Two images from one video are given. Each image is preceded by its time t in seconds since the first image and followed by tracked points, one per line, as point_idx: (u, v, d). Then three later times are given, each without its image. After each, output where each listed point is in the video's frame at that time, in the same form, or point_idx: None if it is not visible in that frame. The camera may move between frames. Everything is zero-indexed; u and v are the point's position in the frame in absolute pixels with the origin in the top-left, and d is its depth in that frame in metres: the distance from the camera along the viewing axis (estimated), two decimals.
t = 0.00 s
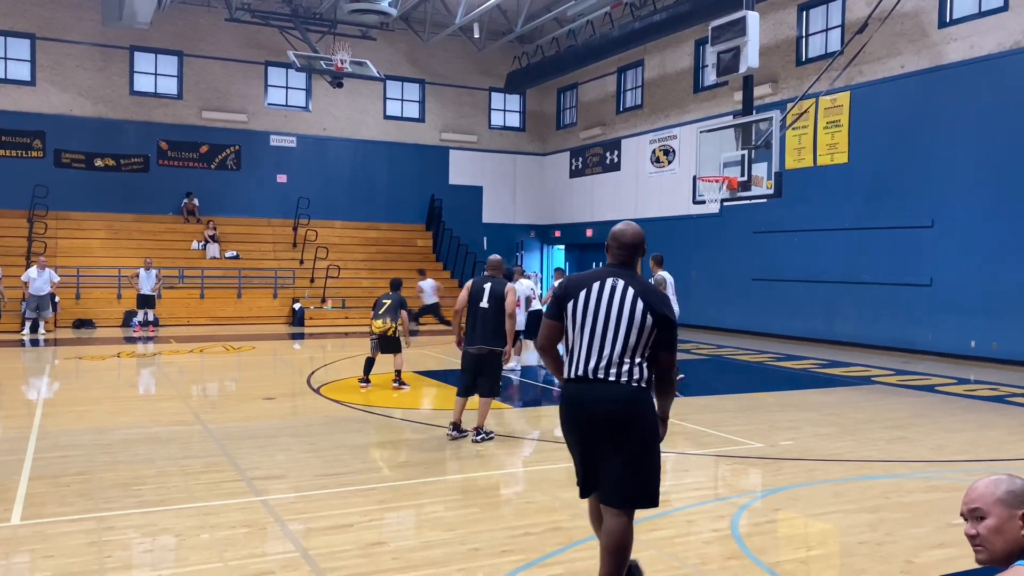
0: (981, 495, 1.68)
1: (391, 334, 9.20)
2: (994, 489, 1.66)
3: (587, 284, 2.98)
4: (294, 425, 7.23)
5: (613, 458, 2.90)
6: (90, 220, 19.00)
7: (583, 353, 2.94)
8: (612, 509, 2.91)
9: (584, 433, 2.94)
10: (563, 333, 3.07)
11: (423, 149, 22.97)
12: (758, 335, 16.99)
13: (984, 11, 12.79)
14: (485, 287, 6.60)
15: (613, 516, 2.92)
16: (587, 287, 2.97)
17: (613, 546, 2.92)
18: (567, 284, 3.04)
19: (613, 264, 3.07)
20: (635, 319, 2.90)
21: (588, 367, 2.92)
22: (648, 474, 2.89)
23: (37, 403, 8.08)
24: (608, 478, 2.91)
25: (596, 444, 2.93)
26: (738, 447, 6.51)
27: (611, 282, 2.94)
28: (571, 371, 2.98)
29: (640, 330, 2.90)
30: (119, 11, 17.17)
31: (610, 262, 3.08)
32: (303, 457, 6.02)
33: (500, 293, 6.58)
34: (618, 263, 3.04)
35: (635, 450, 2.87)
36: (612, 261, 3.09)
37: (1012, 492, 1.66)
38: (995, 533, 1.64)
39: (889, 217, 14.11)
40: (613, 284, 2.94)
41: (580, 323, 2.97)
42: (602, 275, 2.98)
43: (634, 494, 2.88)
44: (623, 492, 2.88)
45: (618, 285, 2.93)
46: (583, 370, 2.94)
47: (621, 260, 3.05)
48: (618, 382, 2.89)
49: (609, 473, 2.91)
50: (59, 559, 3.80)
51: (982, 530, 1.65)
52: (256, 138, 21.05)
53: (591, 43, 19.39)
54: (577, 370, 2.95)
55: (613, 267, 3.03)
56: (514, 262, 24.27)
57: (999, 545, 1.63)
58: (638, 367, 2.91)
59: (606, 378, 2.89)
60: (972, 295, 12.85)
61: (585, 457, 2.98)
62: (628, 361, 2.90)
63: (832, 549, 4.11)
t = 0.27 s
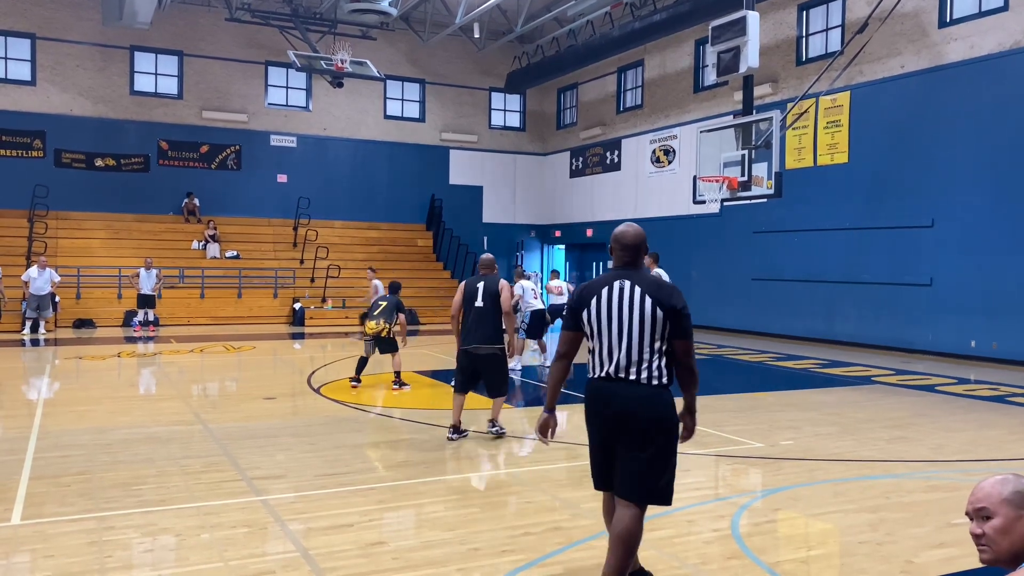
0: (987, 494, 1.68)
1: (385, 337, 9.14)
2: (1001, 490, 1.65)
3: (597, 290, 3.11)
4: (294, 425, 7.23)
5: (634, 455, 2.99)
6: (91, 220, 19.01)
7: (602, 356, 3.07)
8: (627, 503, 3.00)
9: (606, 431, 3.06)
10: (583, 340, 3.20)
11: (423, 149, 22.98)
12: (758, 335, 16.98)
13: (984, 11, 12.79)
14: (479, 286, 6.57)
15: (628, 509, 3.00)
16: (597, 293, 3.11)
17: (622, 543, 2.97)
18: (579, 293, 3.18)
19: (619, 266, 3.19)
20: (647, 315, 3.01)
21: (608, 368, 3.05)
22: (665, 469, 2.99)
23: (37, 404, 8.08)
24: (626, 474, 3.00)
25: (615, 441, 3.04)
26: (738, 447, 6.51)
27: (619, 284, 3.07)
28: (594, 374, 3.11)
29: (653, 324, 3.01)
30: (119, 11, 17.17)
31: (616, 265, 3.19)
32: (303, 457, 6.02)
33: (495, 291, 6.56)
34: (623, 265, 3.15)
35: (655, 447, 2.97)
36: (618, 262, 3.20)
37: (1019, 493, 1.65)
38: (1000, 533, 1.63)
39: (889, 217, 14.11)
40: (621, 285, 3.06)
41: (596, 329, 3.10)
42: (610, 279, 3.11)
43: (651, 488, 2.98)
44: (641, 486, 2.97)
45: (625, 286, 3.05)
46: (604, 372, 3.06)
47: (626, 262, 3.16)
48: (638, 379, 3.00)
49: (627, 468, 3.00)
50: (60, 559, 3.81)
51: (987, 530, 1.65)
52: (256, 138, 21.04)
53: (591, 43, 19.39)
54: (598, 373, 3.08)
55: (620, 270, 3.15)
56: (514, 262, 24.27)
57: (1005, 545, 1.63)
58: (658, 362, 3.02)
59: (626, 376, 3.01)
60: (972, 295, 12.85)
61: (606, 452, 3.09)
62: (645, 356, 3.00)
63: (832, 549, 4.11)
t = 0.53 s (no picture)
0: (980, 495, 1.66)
1: (375, 334, 9.26)
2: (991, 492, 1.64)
3: (606, 290, 3.34)
4: (294, 425, 7.24)
5: (662, 446, 3.20)
6: (90, 219, 19.00)
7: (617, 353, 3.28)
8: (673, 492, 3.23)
9: (631, 428, 3.24)
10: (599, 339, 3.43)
11: (423, 148, 22.97)
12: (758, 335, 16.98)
13: (984, 11, 12.80)
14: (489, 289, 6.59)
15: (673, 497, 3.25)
16: (605, 293, 3.33)
17: (666, 524, 3.26)
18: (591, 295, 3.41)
19: (626, 265, 3.41)
20: (653, 307, 3.20)
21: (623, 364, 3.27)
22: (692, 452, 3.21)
23: (38, 403, 8.08)
24: (660, 465, 3.22)
25: (643, 438, 3.23)
26: (738, 446, 6.51)
27: (625, 281, 3.29)
28: (611, 371, 3.32)
29: (661, 315, 3.20)
30: (119, 10, 17.17)
31: (623, 263, 3.42)
32: (304, 456, 6.03)
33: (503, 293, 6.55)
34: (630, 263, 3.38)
35: (688, 436, 3.20)
36: (626, 261, 3.42)
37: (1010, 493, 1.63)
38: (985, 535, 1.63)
39: (889, 216, 14.10)
40: (627, 282, 3.28)
41: (607, 326, 3.32)
42: (617, 278, 3.34)
43: (689, 473, 3.22)
44: (682, 473, 3.21)
45: (631, 282, 3.27)
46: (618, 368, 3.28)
47: (632, 260, 3.39)
48: (651, 372, 3.20)
49: (660, 460, 3.22)
50: (60, 559, 3.81)
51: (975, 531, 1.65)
52: (256, 138, 21.04)
53: (591, 42, 19.39)
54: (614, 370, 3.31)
55: (626, 268, 3.37)
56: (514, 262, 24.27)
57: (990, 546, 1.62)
58: (670, 353, 3.21)
59: (640, 371, 3.22)
60: (972, 294, 12.84)
61: (632, 448, 3.28)
62: (656, 349, 3.20)
63: (831, 548, 4.11)
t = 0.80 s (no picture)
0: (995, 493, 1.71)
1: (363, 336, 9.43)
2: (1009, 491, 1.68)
3: (622, 287, 3.35)
4: (294, 424, 7.24)
5: (678, 443, 3.22)
6: (91, 219, 19.00)
7: (630, 351, 3.29)
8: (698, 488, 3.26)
9: (645, 426, 3.24)
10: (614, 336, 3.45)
11: (423, 147, 22.97)
12: (758, 335, 16.99)
13: (984, 10, 12.80)
14: (519, 289, 6.58)
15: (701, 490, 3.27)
16: (623, 290, 3.34)
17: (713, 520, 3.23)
18: (608, 291, 3.43)
19: (644, 264, 3.41)
20: (668, 306, 3.20)
21: (637, 362, 3.27)
22: (708, 449, 3.24)
23: (38, 403, 8.08)
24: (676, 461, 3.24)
25: (659, 435, 3.23)
26: (738, 446, 6.51)
27: (642, 280, 3.30)
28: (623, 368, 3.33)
29: (676, 315, 3.20)
30: (119, 10, 17.16)
31: (641, 262, 3.42)
32: (304, 455, 6.03)
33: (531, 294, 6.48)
34: (648, 261, 3.38)
35: (705, 432, 3.23)
36: (644, 259, 3.42)
37: None
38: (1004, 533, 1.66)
39: (890, 216, 14.10)
40: (643, 281, 3.29)
41: (621, 324, 3.33)
42: (633, 276, 3.35)
43: (708, 469, 3.24)
44: (701, 469, 3.23)
45: (647, 281, 3.28)
46: (632, 366, 3.29)
47: (650, 258, 3.39)
48: (665, 370, 3.20)
49: (677, 456, 3.24)
50: (59, 558, 3.81)
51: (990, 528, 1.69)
52: (256, 137, 21.04)
53: (591, 41, 19.38)
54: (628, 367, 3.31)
55: (643, 266, 3.38)
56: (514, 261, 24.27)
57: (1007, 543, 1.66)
58: (682, 353, 3.21)
59: (654, 369, 3.22)
60: (972, 294, 12.85)
61: (647, 446, 3.27)
62: (670, 348, 3.20)
63: (831, 548, 4.11)
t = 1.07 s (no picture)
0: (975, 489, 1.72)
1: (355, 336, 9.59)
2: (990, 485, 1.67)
3: (654, 286, 3.34)
4: (295, 424, 7.23)
5: (703, 447, 3.22)
6: (91, 219, 19.00)
7: (659, 352, 3.28)
8: (717, 491, 3.27)
9: (671, 426, 3.24)
10: (641, 334, 3.45)
11: (423, 148, 22.97)
12: (758, 334, 16.98)
13: (984, 10, 12.79)
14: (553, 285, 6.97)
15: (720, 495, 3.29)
16: (655, 289, 3.33)
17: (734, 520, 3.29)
18: (639, 288, 3.41)
19: (677, 264, 3.41)
20: (701, 311, 3.21)
21: (666, 363, 3.26)
22: (733, 453, 3.23)
23: (38, 403, 8.07)
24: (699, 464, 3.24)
25: (685, 436, 3.24)
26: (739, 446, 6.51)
27: (675, 281, 3.29)
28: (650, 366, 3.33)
29: (707, 320, 3.21)
30: (119, 10, 17.15)
31: (674, 262, 3.42)
32: (304, 455, 6.03)
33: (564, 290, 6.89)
34: (682, 262, 3.38)
35: (729, 437, 3.22)
36: (677, 259, 3.42)
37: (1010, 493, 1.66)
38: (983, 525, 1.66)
39: (890, 217, 14.10)
40: (677, 281, 3.28)
41: (651, 323, 3.32)
42: (666, 275, 3.34)
43: (731, 474, 3.24)
44: (722, 475, 3.22)
45: (682, 283, 3.27)
46: (661, 366, 3.28)
47: (684, 259, 3.39)
48: (694, 373, 3.21)
49: (702, 460, 3.23)
50: (60, 558, 3.81)
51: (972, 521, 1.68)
52: (256, 137, 21.04)
53: (591, 41, 19.38)
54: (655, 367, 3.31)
55: (676, 267, 3.38)
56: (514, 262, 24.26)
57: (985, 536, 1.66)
58: (712, 357, 3.21)
59: (684, 371, 3.22)
60: (972, 294, 12.85)
61: (672, 447, 3.27)
62: (699, 352, 3.21)
63: (831, 548, 4.11)
